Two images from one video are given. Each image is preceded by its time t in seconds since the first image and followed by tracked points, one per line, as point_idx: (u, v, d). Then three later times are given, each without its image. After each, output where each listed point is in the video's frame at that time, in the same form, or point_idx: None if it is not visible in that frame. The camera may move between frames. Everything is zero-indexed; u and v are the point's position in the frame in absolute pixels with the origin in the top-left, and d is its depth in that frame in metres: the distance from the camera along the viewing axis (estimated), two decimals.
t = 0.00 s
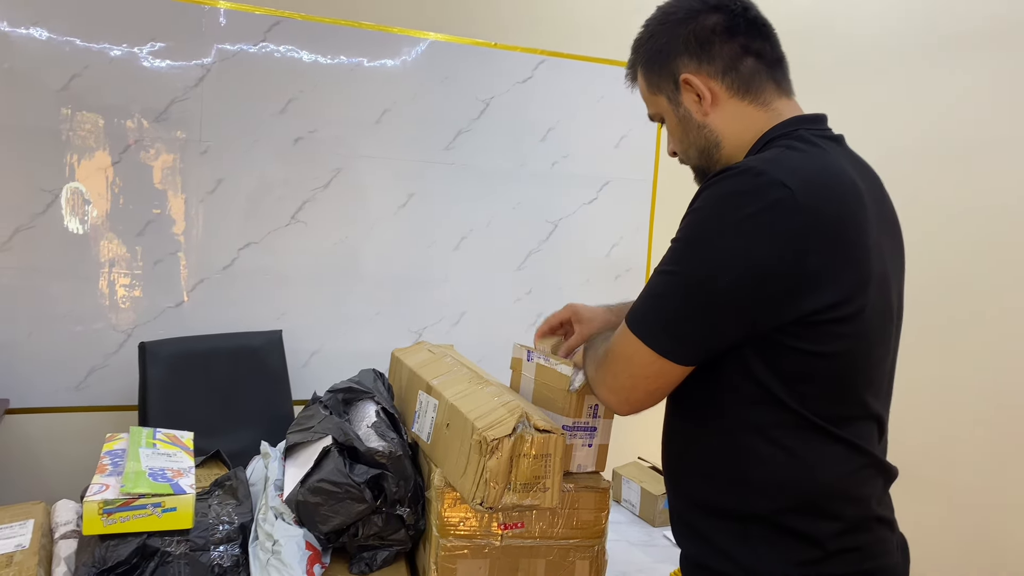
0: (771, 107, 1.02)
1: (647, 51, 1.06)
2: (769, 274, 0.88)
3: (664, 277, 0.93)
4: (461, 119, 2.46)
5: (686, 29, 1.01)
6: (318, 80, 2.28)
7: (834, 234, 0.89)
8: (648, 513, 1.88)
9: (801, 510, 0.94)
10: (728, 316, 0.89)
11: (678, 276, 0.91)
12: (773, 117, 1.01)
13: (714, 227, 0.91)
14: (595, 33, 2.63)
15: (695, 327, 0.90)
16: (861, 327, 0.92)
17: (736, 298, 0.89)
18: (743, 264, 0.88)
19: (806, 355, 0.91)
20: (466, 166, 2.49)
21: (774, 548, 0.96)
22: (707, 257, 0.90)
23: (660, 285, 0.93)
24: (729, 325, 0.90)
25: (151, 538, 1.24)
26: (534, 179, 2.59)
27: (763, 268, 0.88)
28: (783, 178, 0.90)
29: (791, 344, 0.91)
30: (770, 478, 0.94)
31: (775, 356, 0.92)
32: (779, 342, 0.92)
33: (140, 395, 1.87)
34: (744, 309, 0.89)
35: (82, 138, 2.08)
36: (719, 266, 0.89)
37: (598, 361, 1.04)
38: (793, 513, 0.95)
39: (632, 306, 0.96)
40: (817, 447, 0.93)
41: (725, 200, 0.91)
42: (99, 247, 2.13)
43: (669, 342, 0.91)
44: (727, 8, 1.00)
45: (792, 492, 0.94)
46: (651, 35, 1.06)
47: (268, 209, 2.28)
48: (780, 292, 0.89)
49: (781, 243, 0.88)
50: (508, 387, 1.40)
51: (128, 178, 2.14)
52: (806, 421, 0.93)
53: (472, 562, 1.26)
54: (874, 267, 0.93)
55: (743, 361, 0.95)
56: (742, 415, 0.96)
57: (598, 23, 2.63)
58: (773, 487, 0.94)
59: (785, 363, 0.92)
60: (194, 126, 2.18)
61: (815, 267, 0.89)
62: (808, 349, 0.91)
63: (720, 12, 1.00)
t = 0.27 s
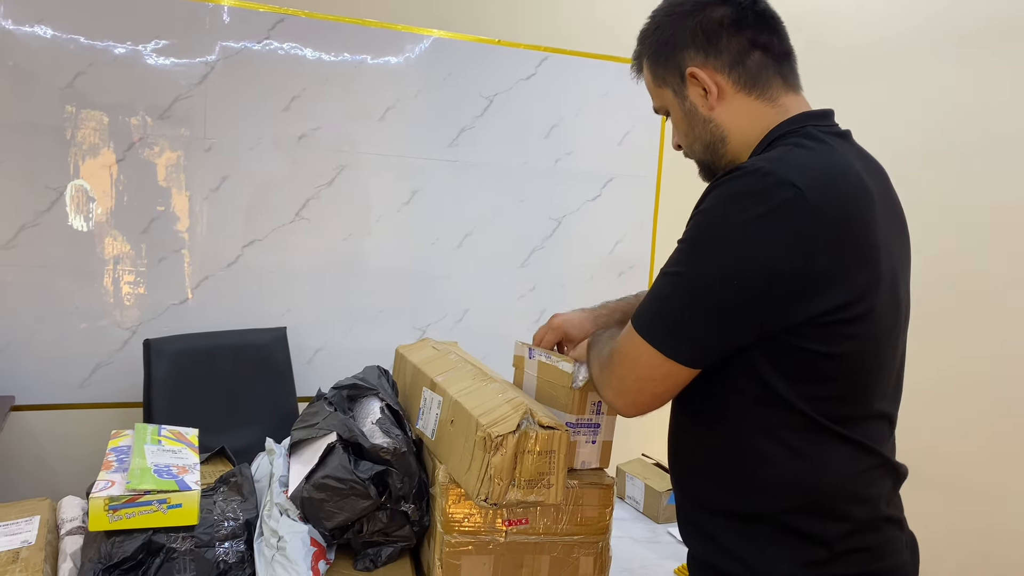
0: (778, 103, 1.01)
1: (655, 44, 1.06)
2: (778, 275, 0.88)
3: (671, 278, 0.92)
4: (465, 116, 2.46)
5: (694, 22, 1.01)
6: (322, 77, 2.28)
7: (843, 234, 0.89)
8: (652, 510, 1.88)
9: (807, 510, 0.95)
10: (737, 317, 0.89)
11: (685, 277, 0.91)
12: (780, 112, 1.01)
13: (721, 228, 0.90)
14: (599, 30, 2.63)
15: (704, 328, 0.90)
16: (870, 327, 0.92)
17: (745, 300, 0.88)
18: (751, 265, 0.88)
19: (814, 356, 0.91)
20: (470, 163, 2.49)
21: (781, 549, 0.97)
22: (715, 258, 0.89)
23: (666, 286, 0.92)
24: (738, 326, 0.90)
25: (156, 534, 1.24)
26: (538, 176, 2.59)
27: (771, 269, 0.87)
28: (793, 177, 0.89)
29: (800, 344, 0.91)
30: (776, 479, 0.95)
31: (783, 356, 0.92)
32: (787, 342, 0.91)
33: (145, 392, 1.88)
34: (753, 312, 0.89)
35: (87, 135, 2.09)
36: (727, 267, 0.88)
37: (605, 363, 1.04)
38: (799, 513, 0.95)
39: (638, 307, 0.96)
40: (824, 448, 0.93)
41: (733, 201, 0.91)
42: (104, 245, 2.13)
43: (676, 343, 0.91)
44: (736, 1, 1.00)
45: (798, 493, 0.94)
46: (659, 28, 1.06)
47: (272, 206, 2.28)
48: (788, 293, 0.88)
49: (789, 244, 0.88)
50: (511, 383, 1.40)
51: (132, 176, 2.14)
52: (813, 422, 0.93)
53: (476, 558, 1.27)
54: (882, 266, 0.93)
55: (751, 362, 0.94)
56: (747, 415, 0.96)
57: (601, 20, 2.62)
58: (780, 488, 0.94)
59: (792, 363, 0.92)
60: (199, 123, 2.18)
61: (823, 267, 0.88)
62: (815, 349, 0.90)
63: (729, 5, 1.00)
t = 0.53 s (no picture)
0: (779, 100, 1.01)
1: (659, 37, 1.06)
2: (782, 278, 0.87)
3: (675, 281, 0.92)
4: (467, 114, 2.46)
5: (698, 16, 1.01)
6: (324, 75, 2.29)
7: (847, 235, 0.89)
8: (654, 507, 1.88)
9: (808, 510, 0.95)
10: (741, 320, 0.89)
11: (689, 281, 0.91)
12: (781, 110, 1.01)
13: (725, 231, 0.90)
14: (600, 27, 2.63)
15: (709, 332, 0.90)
16: (872, 328, 0.92)
17: (750, 303, 0.88)
18: (755, 268, 0.88)
19: (816, 357, 0.91)
20: (471, 161, 2.49)
21: (783, 548, 0.97)
22: (719, 262, 0.89)
23: (671, 290, 0.92)
24: (743, 330, 0.89)
25: (159, 531, 1.25)
26: (540, 174, 2.59)
27: (776, 271, 0.87)
28: (797, 179, 0.89)
29: (802, 345, 0.91)
30: (776, 479, 0.95)
31: (785, 358, 0.93)
32: (789, 344, 0.92)
33: (147, 390, 1.88)
34: (757, 314, 0.89)
35: (88, 133, 2.09)
36: (731, 270, 0.88)
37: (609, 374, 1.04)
38: (800, 513, 0.95)
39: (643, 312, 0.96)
40: (826, 448, 0.93)
41: (736, 203, 0.91)
42: (106, 243, 2.14)
43: (682, 347, 0.91)
44: None
45: (799, 493, 0.94)
46: (663, 21, 1.06)
47: (274, 204, 2.29)
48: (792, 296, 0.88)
49: (792, 246, 0.88)
50: (513, 381, 1.40)
51: (134, 174, 2.14)
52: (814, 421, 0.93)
53: (478, 555, 1.27)
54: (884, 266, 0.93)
55: (753, 363, 0.94)
56: (748, 415, 0.96)
57: (603, 17, 2.62)
58: (782, 488, 0.95)
59: (795, 364, 0.92)
60: (200, 121, 2.18)
61: (827, 269, 0.88)
62: (818, 350, 0.91)
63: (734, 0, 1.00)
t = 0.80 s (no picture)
0: (778, 97, 1.00)
1: (663, 31, 1.06)
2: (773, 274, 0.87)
3: (665, 278, 0.91)
4: (467, 112, 2.46)
5: (700, 10, 1.01)
6: (324, 73, 2.28)
7: (835, 233, 0.89)
8: (654, 505, 1.88)
9: (789, 506, 0.95)
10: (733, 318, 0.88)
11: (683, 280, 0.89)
12: (779, 107, 1.00)
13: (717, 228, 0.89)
14: (600, 25, 2.63)
15: (704, 332, 0.87)
16: (860, 327, 0.91)
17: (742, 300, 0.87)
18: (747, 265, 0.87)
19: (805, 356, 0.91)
20: (471, 159, 2.49)
21: (764, 542, 0.97)
22: (712, 259, 0.88)
23: (664, 289, 0.90)
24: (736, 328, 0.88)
25: (159, 529, 1.25)
26: (540, 172, 2.59)
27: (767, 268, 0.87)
28: (787, 175, 0.89)
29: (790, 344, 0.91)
30: (759, 474, 0.95)
31: (774, 354, 0.92)
32: (778, 342, 0.91)
33: (147, 388, 1.88)
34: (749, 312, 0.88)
35: (88, 131, 2.09)
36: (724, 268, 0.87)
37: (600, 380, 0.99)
38: (782, 509, 0.96)
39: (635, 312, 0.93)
40: (810, 445, 0.94)
41: (729, 200, 0.90)
42: (106, 240, 2.13)
43: (678, 348, 0.88)
44: None
45: (781, 489, 0.95)
46: (669, 14, 1.06)
47: (274, 202, 2.29)
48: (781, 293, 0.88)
49: (784, 243, 0.87)
50: (513, 379, 1.40)
51: (133, 171, 2.14)
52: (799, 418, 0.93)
53: (478, 553, 1.27)
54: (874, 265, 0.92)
55: (741, 359, 0.95)
56: (734, 409, 0.97)
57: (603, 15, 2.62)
58: (765, 484, 0.95)
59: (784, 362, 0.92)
60: (200, 119, 2.18)
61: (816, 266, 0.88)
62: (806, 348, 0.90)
63: None
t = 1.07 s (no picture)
0: (794, 91, 1.00)
1: (686, 22, 1.06)
2: (744, 259, 0.89)
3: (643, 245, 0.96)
4: (466, 111, 2.46)
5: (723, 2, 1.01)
6: (323, 72, 2.28)
7: (820, 225, 0.88)
8: (654, 504, 1.88)
9: (781, 502, 0.95)
10: (702, 295, 0.91)
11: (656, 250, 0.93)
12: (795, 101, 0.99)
13: (694, 206, 0.92)
14: (600, 23, 2.62)
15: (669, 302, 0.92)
16: (851, 323, 0.90)
17: (711, 279, 0.90)
18: (717, 246, 0.89)
19: (788, 347, 0.91)
20: (471, 158, 2.49)
21: (759, 537, 0.98)
22: (683, 234, 0.91)
23: (640, 258, 0.95)
24: (704, 304, 0.91)
25: (159, 528, 1.25)
26: (539, 170, 2.58)
27: (738, 253, 0.89)
28: (768, 166, 0.89)
29: (773, 334, 0.91)
30: (750, 468, 0.96)
31: (760, 344, 0.93)
32: (762, 331, 0.92)
33: (147, 387, 1.88)
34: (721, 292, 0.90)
35: (86, 130, 2.08)
36: (693, 246, 0.90)
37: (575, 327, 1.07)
38: (774, 504, 0.95)
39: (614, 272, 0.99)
40: (801, 440, 0.93)
41: (710, 181, 0.92)
42: (104, 239, 2.13)
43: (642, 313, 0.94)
44: None
45: (772, 483, 0.94)
46: (693, 6, 1.06)
47: (273, 201, 2.28)
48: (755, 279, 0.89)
49: (759, 230, 0.88)
50: (513, 378, 1.40)
51: (133, 170, 2.14)
52: (790, 413, 0.93)
53: (479, 552, 1.27)
54: (873, 260, 0.90)
55: (732, 348, 0.96)
56: (729, 402, 0.97)
57: (603, 13, 2.61)
58: (755, 478, 0.95)
59: (769, 352, 0.92)
60: (200, 117, 2.18)
61: (797, 258, 0.88)
62: (790, 340, 0.90)
63: None
